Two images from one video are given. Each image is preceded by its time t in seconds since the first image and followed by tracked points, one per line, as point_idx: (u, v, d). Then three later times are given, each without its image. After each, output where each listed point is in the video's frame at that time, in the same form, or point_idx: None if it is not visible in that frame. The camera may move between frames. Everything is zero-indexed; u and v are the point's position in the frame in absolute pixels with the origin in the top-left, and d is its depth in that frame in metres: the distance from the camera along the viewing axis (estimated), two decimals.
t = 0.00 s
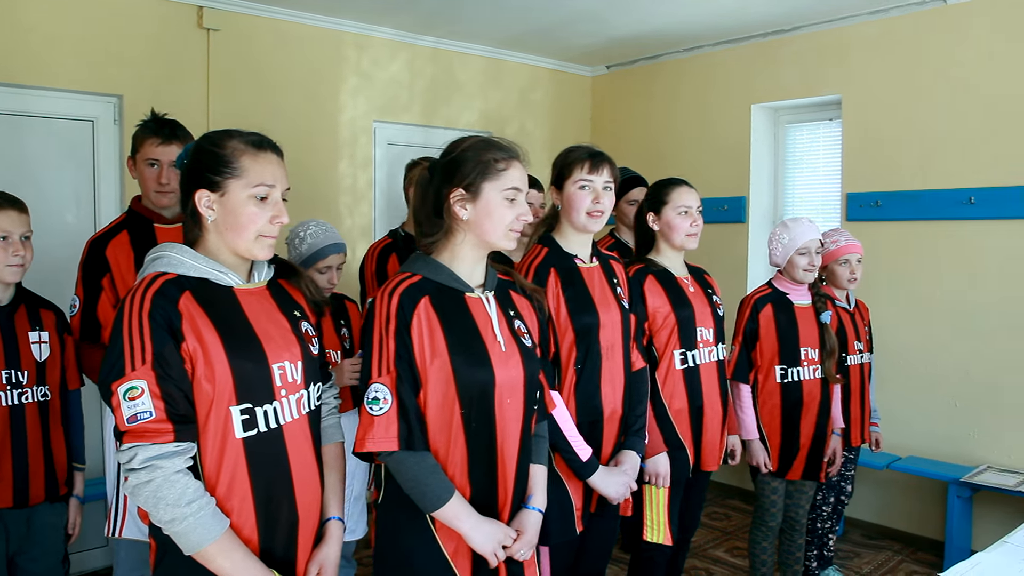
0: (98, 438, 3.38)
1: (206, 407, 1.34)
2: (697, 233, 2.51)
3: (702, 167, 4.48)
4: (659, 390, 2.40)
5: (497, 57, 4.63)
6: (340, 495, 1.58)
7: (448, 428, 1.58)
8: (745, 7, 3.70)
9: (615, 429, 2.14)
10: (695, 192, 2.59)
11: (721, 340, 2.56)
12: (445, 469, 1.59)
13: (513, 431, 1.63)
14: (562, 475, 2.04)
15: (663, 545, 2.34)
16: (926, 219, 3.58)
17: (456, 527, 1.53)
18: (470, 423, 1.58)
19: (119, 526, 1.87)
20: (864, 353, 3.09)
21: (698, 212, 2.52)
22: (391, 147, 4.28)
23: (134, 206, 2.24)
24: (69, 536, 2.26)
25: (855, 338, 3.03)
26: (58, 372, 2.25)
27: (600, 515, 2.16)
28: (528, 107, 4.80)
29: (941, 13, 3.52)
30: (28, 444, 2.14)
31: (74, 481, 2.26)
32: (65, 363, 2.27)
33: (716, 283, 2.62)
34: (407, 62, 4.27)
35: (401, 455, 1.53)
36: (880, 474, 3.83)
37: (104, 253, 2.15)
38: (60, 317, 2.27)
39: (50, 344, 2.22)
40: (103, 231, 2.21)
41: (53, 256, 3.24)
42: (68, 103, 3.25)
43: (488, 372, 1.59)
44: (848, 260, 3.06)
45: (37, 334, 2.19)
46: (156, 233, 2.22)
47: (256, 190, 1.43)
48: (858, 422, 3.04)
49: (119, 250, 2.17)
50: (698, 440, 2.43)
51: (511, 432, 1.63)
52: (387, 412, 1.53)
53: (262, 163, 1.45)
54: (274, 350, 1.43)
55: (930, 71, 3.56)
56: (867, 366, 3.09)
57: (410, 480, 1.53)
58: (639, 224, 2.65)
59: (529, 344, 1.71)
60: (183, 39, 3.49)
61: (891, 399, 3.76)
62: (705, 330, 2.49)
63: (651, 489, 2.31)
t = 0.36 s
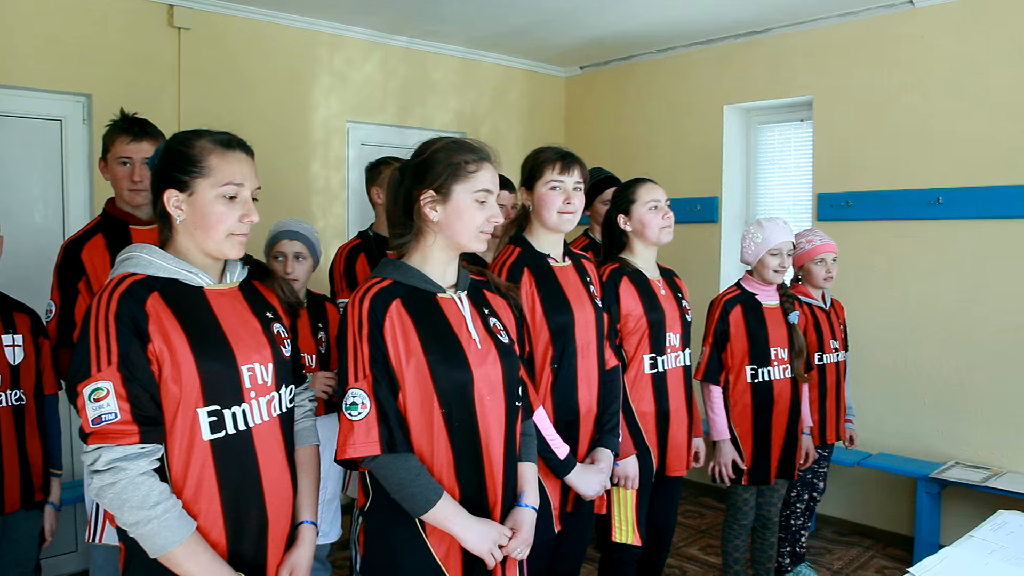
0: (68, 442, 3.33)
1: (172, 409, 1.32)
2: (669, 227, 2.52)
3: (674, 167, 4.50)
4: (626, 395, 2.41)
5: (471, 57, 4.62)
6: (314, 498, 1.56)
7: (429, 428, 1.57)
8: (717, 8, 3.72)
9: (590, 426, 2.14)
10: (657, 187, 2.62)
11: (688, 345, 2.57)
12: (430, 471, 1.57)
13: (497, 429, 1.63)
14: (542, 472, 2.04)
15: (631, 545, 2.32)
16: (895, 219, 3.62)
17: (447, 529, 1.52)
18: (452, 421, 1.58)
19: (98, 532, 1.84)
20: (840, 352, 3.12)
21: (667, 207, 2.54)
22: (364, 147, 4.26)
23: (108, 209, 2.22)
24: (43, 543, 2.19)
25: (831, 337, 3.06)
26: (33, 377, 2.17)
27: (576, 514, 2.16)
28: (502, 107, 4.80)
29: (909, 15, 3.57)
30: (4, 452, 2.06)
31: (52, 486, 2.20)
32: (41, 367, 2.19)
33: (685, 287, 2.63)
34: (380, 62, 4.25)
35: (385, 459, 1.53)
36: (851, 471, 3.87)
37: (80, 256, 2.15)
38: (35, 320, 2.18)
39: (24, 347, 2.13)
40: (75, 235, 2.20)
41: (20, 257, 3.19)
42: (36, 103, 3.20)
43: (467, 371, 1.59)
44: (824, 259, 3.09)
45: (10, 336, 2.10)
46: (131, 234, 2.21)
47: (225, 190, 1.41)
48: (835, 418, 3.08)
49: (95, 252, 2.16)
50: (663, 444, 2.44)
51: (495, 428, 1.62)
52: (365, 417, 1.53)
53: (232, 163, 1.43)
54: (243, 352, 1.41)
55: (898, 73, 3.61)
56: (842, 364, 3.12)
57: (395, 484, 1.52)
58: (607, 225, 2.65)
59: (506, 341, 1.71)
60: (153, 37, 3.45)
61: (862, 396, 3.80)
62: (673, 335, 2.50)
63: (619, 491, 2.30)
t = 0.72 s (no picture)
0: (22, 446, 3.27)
1: (131, 411, 1.30)
2: (628, 228, 2.54)
3: (636, 167, 4.53)
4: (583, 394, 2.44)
5: (433, 56, 4.61)
6: (273, 500, 1.55)
7: (405, 427, 1.56)
8: (679, 9, 3.75)
9: (554, 426, 2.15)
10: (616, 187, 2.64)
11: (645, 344, 2.58)
12: (407, 470, 1.57)
13: (471, 427, 1.63)
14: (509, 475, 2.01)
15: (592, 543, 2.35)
16: (853, 219, 3.68)
17: (424, 528, 1.52)
18: (428, 420, 1.58)
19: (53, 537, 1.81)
20: (802, 349, 3.18)
21: (626, 207, 2.56)
22: (326, 146, 4.20)
23: (59, 208, 2.19)
24: None
25: (793, 334, 3.12)
26: None
27: (539, 514, 2.17)
28: (465, 107, 4.79)
29: (866, 18, 3.63)
30: None
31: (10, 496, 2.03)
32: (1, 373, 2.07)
33: (644, 286, 2.66)
34: (342, 62, 4.22)
35: (361, 460, 1.51)
36: (811, 467, 3.93)
37: (30, 257, 2.12)
38: None
39: None
40: (26, 234, 2.17)
41: None
42: None
43: (442, 369, 1.59)
44: (787, 258, 3.12)
45: None
46: (83, 236, 2.18)
47: (185, 189, 1.40)
48: (797, 415, 3.11)
49: (45, 252, 2.13)
50: (621, 442, 2.46)
51: (470, 426, 1.63)
52: (342, 418, 1.51)
53: (191, 162, 1.42)
54: (202, 353, 1.40)
55: (855, 75, 3.67)
56: (805, 361, 3.17)
57: (373, 485, 1.51)
58: (564, 226, 2.65)
59: (479, 339, 1.71)
60: (110, 34, 3.40)
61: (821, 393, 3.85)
62: (630, 335, 2.51)
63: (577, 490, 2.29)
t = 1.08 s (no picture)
0: None
1: (91, 416, 1.28)
2: (589, 227, 2.55)
3: (600, 167, 4.55)
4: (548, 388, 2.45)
5: (396, 55, 4.59)
6: (235, 502, 1.54)
7: (360, 428, 1.56)
8: (640, 10, 3.78)
9: (518, 425, 2.15)
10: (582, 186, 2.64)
11: (611, 337, 2.59)
12: (362, 471, 1.57)
13: (429, 429, 1.62)
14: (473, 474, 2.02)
15: (560, 540, 2.36)
16: (812, 218, 3.74)
17: (379, 528, 1.52)
18: (382, 422, 1.57)
19: None
20: (763, 347, 3.21)
21: (588, 207, 2.57)
22: (287, 146, 4.17)
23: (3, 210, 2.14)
24: None
25: (754, 333, 3.16)
26: None
27: (505, 513, 2.18)
28: (429, 107, 4.77)
29: (825, 21, 3.68)
30: None
31: None
32: None
33: (610, 280, 2.67)
34: (304, 60, 4.18)
35: (313, 460, 1.52)
36: (772, 463, 3.98)
37: None
38: None
39: None
40: None
41: None
42: None
43: (397, 371, 1.59)
44: (748, 256, 3.16)
45: None
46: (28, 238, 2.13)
47: (143, 186, 1.38)
48: (758, 412, 3.15)
49: None
50: (586, 435, 2.48)
51: (428, 428, 1.62)
52: (294, 418, 1.52)
53: (148, 160, 1.40)
54: (163, 355, 1.38)
55: (814, 77, 3.72)
56: (765, 360, 3.20)
57: (326, 484, 1.51)
58: (529, 221, 2.67)
59: (438, 341, 1.70)
60: (65, 31, 3.34)
61: (782, 391, 3.90)
62: (595, 328, 2.52)
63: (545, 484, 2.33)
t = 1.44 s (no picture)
0: None
1: (46, 422, 1.25)
2: (553, 228, 2.56)
3: (564, 166, 4.56)
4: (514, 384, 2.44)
5: (360, 54, 4.56)
6: (196, 504, 1.53)
7: (305, 430, 1.55)
8: (604, 11, 3.79)
9: (483, 427, 2.15)
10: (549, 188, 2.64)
11: (578, 334, 2.61)
12: (308, 473, 1.56)
13: (379, 433, 1.60)
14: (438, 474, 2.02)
15: (529, 540, 2.34)
16: (773, 218, 3.78)
17: (324, 529, 1.52)
18: (326, 424, 1.55)
19: None
20: (721, 346, 3.23)
21: (554, 208, 2.57)
22: (250, 145, 4.11)
23: None
24: None
25: (712, 332, 3.19)
26: None
27: (471, 514, 2.17)
28: (393, 106, 4.74)
29: (785, 23, 3.73)
30: None
31: None
32: None
33: (577, 279, 2.68)
34: (266, 59, 4.14)
35: (253, 459, 1.53)
36: (736, 460, 4.02)
37: None
38: None
39: None
40: None
41: None
42: None
43: (343, 373, 1.56)
44: (707, 256, 3.18)
45: None
46: None
47: (100, 186, 1.36)
48: (717, 410, 3.19)
49: None
50: (554, 434, 2.47)
51: (377, 432, 1.60)
52: (234, 417, 1.53)
53: (105, 159, 1.38)
54: (121, 359, 1.36)
55: (775, 78, 3.77)
56: (724, 358, 3.23)
57: (267, 483, 1.53)
58: (497, 221, 2.68)
59: (394, 343, 1.67)
60: (20, 28, 3.27)
61: (744, 388, 3.94)
62: (561, 324, 2.53)
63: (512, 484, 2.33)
